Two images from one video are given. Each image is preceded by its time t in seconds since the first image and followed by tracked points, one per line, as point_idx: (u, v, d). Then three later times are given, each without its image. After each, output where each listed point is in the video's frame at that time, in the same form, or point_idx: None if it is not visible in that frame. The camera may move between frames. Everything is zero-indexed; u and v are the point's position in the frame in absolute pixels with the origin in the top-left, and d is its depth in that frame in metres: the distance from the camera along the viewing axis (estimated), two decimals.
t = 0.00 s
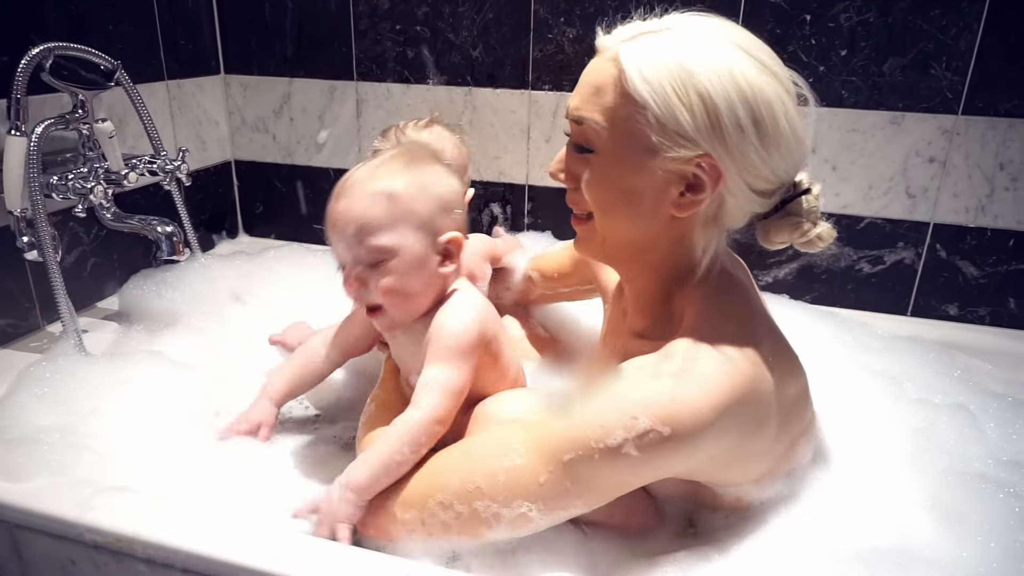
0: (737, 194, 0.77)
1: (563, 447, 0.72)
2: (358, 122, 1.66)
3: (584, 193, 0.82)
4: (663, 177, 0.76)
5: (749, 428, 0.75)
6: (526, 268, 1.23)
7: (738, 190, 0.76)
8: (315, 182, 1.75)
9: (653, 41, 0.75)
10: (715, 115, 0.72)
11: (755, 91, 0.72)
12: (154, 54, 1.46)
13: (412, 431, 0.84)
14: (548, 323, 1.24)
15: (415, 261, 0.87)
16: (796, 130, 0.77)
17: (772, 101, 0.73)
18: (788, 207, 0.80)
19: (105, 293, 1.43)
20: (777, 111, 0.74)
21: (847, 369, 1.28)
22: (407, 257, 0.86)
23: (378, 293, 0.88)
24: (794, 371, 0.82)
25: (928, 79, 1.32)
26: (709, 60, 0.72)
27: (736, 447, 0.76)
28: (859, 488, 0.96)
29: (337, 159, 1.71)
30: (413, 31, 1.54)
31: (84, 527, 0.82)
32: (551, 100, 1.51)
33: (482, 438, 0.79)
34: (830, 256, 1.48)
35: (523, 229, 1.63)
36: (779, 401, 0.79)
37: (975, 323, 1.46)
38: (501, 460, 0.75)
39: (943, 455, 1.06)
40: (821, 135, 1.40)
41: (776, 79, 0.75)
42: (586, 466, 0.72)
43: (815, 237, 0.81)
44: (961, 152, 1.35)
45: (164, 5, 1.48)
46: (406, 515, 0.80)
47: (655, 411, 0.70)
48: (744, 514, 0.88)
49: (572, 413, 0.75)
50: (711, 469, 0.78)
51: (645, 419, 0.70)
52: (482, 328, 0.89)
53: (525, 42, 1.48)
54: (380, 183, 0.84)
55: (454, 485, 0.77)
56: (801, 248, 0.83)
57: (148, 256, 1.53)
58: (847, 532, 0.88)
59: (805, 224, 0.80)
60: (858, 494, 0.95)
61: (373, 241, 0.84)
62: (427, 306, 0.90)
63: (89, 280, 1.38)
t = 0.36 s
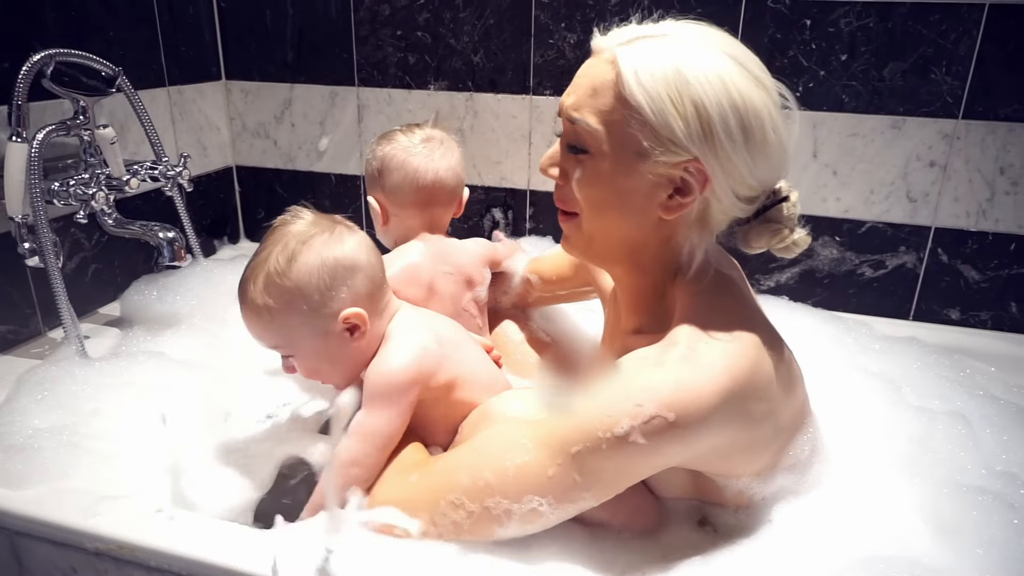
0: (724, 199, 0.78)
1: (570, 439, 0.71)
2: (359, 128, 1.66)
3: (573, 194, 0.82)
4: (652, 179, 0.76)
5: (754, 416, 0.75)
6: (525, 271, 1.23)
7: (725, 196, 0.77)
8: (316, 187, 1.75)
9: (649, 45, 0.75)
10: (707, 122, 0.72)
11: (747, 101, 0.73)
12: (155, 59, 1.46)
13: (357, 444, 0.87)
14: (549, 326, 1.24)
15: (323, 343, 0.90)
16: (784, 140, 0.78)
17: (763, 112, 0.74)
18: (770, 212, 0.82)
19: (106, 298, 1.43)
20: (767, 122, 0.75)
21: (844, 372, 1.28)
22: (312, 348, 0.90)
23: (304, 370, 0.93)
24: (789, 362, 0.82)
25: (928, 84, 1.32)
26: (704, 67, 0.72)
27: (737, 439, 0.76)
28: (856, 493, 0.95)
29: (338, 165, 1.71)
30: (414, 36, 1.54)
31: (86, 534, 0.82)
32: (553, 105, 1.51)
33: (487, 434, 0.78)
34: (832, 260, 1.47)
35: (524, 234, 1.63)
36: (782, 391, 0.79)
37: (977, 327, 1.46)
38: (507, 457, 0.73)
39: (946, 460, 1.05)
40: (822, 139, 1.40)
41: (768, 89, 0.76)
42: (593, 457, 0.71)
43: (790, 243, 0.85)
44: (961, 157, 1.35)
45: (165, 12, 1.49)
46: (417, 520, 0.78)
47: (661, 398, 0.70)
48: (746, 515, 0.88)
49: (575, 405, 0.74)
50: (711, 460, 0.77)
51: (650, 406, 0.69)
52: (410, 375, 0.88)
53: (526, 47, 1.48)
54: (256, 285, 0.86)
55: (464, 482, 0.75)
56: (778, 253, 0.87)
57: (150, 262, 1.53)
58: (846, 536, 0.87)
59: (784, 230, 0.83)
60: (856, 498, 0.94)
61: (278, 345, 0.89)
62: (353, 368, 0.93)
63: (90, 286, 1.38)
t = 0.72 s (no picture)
0: (666, 201, 0.77)
1: (585, 418, 0.71)
2: (374, 131, 1.67)
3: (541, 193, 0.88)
4: (588, 178, 0.80)
5: (767, 404, 0.74)
6: (537, 274, 1.22)
7: (664, 197, 0.77)
8: (332, 191, 1.76)
9: (595, 55, 0.78)
10: (630, 126, 0.73)
11: (671, 106, 0.72)
12: (173, 66, 1.48)
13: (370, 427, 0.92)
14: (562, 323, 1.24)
15: (349, 324, 0.95)
16: (733, 144, 0.74)
17: (694, 116, 0.73)
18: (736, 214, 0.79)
19: (128, 302, 1.45)
20: (699, 125, 0.73)
21: (863, 375, 1.26)
22: (337, 326, 0.95)
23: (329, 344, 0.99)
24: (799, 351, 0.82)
25: (947, 78, 1.30)
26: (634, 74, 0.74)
27: (752, 429, 0.75)
28: (876, 495, 0.94)
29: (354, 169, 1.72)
30: (428, 39, 1.55)
31: (111, 535, 0.83)
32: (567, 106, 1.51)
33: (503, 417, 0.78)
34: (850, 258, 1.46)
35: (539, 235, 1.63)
36: (795, 378, 0.79)
37: (1000, 324, 1.44)
38: (524, 437, 0.73)
39: (968, 462, 1.04)
40: (840, 136, 1.39)
41: (710, 93, 0.73)
42: (611, 436, 0.70)
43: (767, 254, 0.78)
44: (982, 152, 1.33)
45: (183, 19, 1.50)
46: (433, 503, 0.78)
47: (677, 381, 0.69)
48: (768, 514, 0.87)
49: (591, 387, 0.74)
50: (726, 451, 0.77)
51: (664, 384, 0.69)
52: (425, 369, 0.91)
53: (540, 48, 1.49)
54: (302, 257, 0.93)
55: (478, 461, 0.75)
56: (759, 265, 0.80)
57: (170, 266, 1.55)
58: (869, 539, 0.86)
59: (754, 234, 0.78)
60: (875, 501, 0.92)
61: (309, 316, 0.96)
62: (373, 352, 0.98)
63: (112, 290, 1.40)
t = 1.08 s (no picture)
0: (682, 215, 0.80)
1: (579, 445, 0.71)
2: (368, 141, 1.67)
3: (539, 225, 0.86)
4: (605, 203, 0.79)
5: (758, 419, 0.75)
6: (535, 289, 1.21)
7: (682, 209, 0.79)
8: (325, 201, 1.76)
9: (586, 81, 0.78)
10: (649, 144, 0.75)
11: (685, 120, 0.75)
12: (168, 75, 1.48)
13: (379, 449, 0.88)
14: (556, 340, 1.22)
15: (394, 327, 0.91)
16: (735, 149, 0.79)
17: (705, 127, 0.76)
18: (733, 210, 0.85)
19: (117, 310, 1.44)
20: (711, 136, 0.76)
21: (857, 392, 1.27)
22: (382, 325, 0.90)
23: (355, 338, 0.93)
24: (790, 366, 0.82)
25: (936, 100, 1.32)
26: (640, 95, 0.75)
27: (743, 446, 0.75)
28: (864, 515, 0.94)
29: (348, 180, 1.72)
30: (424, 52, 1.56)
31: (96, 547, 0.82)
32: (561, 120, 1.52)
33: (499, 444, 0.78)
34: (839, 276, 1.47)
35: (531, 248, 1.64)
36: (786, 394, 0.79)
37: (986, 344, 1.45)
38: (520, 467, 0.73)
39: (955, 480, 1.05)
40: (830, 155, 1.41)
41: (709, 104, 0.77)
42: (603, 461, 0.71)
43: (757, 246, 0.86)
44: (970, 173, 1.35)
45: (179, 27, 1.50)
46: (431, 532, 0.77)
47: (665, 399, 0.70)
48: (761, 531, 0.88)
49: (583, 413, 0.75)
50: (718, 468, 0.77)
51: (654, 406, 0.69)
52: (448, 395, 0.90)
53: (535, 63, 1.50)
54: (392, 244, 0.88)
55: (476, 493, 0.75)
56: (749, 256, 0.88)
57: (160, 274, 1.54)
58: (856, 559, 0.86)
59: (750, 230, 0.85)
60: (862, 521, 0.93)
61: (359, 304, 0.90)
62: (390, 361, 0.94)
63: (101, 298, 1.39)
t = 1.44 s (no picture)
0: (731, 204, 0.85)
1: (586, 434, 0.72)
2: (369, 148, 1.68)
3: (626, 241, 0.79)
4: (696, 206, 0.78)
5: (764, 413, 0.75)
6: (544, 292, 1.20)
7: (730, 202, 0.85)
8: (327, 208, 1.76)
9: (653, 81, 0.76)
10: (725, 138, 0.78)
11: (733, 114, 0.81)
12: (170, 84, 1.49)
13: (396, 429, 0.92)
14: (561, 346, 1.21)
15: (461, 316, 0.92)
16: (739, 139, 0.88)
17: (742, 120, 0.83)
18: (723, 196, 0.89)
19: (121, 319, 1.44)
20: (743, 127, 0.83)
21: (863, 391, 1.27)
22: (454, 311, 0.92)
23: (420, 324, 0.93)
24: (795, 363, 0.82)
25: (934, 102, 1.33)
26: (705, 93, 0.77)
27: (750, 441, 0.75)
28: (871, 514, 0.94)
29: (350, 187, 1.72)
30: (424, 59, 1.56)
31: (104, 555, 0.82)
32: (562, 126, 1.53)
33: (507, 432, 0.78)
34: (841, 277, 1.48)
35: (533, 254, 1.64)
36: (791, 389, 0.79)
37: (989, 344, 1.45)
38: (527, 454, 0.74)
39: (962, 481, 1.05)
40: (830, 157, 1.41)
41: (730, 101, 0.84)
42: (609, 450, 0.71)
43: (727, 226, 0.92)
44: (969, 174, 1.35)
45: (180, 37, 1.51)
46: (439, 517, 0.78)
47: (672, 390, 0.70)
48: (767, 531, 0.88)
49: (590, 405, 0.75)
50: (726, 460, 0.77)
51: (661, 397, 0.70)
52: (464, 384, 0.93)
53: (535, 69, 1.50)
54: (484, 239, 0.90)
55: (484, 478, 0.76)
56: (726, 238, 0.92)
57: (164, 282, 1.55)
58: (862, 557, 0.86)
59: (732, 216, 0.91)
60: (869, 519, 0.93)
61: (438, 290, 0.90)
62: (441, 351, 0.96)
63: (105, 306, 1.40)
